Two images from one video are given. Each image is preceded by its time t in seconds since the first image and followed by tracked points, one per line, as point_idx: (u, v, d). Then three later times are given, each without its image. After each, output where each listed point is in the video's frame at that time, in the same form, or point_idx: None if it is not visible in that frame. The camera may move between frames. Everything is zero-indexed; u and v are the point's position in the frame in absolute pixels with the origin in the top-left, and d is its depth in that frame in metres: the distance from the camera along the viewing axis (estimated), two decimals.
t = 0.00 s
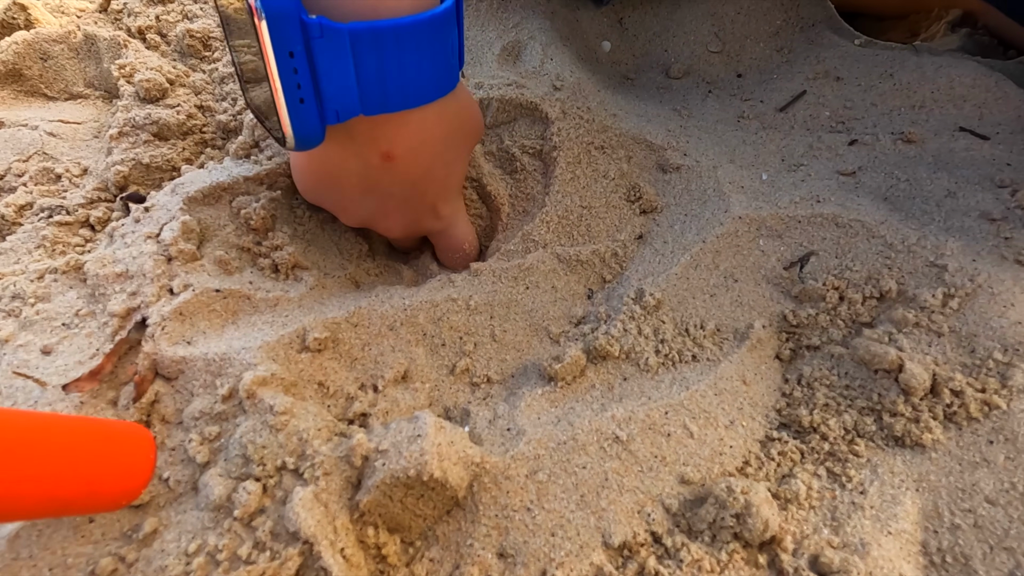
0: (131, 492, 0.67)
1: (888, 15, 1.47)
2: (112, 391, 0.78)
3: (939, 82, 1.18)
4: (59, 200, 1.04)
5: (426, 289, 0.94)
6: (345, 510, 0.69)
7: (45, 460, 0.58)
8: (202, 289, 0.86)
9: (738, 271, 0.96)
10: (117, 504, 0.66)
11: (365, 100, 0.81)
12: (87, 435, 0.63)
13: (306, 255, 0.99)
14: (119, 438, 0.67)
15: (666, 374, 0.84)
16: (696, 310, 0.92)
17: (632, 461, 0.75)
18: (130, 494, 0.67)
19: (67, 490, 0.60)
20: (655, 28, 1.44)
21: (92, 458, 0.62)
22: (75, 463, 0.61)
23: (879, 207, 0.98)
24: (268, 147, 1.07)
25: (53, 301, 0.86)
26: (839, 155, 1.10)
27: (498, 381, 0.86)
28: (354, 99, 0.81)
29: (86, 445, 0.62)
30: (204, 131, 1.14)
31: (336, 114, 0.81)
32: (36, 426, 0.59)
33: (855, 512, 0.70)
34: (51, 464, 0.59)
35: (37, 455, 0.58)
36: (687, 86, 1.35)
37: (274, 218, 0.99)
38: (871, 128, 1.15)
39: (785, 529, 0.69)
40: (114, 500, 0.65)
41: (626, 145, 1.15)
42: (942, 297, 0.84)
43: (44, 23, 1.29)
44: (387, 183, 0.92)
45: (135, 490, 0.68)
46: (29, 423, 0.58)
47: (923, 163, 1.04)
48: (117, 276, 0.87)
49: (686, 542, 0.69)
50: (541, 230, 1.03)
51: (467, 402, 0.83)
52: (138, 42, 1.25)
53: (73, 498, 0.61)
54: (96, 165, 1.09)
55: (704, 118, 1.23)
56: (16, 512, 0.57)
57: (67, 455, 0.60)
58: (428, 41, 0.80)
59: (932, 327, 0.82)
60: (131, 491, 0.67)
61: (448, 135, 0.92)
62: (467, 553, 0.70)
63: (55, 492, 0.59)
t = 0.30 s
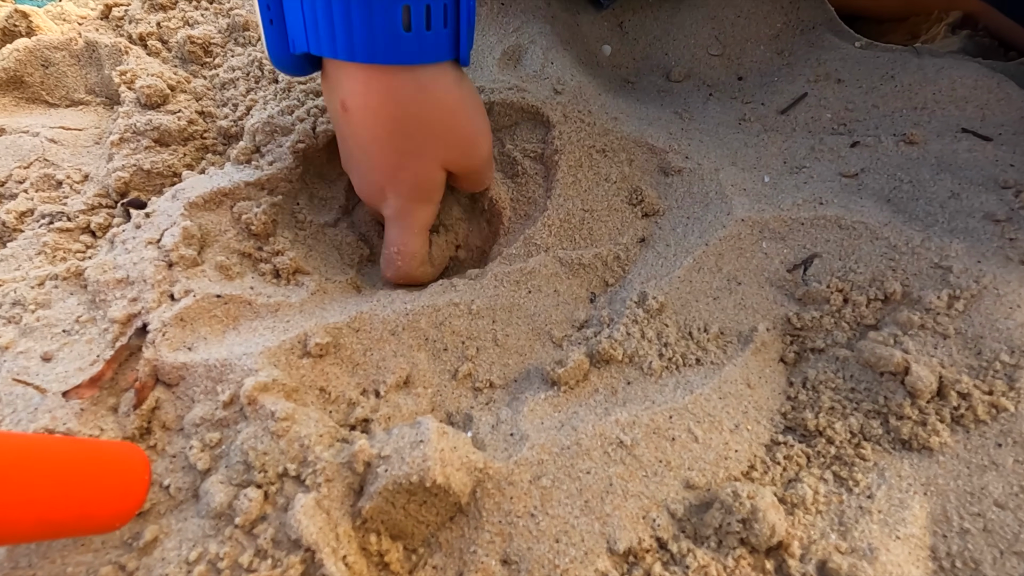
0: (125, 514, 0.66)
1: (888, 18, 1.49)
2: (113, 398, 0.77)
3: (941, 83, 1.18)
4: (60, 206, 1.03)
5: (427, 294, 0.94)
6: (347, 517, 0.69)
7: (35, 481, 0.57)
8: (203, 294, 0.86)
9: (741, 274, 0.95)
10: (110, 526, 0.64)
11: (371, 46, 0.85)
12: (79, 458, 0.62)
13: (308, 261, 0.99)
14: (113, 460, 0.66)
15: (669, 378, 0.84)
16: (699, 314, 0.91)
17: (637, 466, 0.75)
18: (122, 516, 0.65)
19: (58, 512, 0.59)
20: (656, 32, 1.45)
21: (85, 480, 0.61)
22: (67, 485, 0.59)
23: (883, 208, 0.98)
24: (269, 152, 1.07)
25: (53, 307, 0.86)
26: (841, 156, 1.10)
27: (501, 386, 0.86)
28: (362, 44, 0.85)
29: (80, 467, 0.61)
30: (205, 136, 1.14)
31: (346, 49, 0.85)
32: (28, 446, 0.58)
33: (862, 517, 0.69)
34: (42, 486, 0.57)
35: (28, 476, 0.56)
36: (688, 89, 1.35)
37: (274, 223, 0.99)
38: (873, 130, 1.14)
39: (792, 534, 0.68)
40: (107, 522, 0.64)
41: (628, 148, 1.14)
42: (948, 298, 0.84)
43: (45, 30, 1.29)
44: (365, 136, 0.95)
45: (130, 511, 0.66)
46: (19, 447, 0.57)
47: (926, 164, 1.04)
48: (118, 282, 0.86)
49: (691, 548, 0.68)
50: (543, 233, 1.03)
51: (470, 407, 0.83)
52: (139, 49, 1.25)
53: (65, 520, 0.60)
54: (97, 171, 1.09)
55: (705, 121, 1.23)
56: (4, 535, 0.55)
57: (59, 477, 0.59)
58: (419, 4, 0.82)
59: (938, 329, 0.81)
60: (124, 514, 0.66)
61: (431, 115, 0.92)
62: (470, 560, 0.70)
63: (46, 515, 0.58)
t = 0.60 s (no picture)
0: (132, 511, 0.66)
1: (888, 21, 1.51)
2: (115, 405, 0.77)
3: (943, 85, 1.17)
4: (62, 213, 1.03)
5: (430, 298, 0.94)
6: (350, 524, 0.68)
7: (51, 480, 0.57)
8: (205, 300, 0.85)
9: (745, 277, 0.95)
10: (118, 523, 0.65)
11: (438, 6, 0.91)
12: (90, 455, 0.62)
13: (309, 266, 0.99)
14: (120, 458, 0.66)
15: (673, 383, 0.83)
16: (702, 317, 0.91)
17: (641, 471, 0.74)
18: (130, 512, 0.66)
19: (72, 509, 0.59)
20: (656, 36, 1.47)
21: (96, 476, 0.61)
22: (80, 483, 0.59)
23: (886, 211, 0.98)
24: (271, 157, 1.07)
25: (56, 314, 0.86)
26: (843, 159, 1.09)
27: (504, 391, 0.85)
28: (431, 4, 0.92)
29: (91, 465, 0.61)
30: (207, 142, 1.14)
31: None
32: (42, 443, 0.58)
33: (870, 521, 0.69)
34: (58, 484, 0.57)
35: (45, 473, 0.56)
36: (689, 93, 1.35)
37: (276, 228, 1.00)
38: (875, 132, 1.14)
39: (799, 539, 0.68)
40: (115, 518, 0.64)
41: (629, 152, 1.14)
42: (953, 301, 0.83)
43: (48, 38, 1.29)
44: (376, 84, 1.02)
45: (136, 508, 0.67)
46: (35, 443, 0.57)
47: (929, 166, 1.03)
48: (120, 289, 0.86)
49: (697, 554, 0.68)
50: (545, 237, 1.04)
51: (473, 412, 0.83)
52: (141, 56, 1.25)
53: (77, 517, 0.60)
54: (99, 177, 1.09)
55: (707, 125, 1.23)
56: (20, 533, 0.55)
57: (71, 471, 0.59)
58: None
59: (943, 332, 0.81)
60: (131, 508, 0.66)
61: (410, 73, 0.93)
62: (474, 566, 0.69)
63: (60, 512, 0.58)
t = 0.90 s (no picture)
0: (135, 487, 0.68)
1: (886, 24, 1.53)
2: (115, 411, 0.77)
3: (941, 88, 1.18)
4: (63, 220, 1.03)
5: (429, 303, 0.94)
6: (349, 530, 0.68)
7: (45, 456, 0.59)
8: (205, 306, 0.85)
9: (745, 280, 0.95)
10: (121, 499, 0.67)
11: (416, 62, 0.88)
12: (88, 431, 0.64)
13: (309, 273, 0.99)
14: (121, 435, 0.67)
15: (674, 387, 0.83)
16: (703, 321, 0.90)
17: (642, 476, 0.74)
18: (132, 490, 0.67)
19: (68, 484, 0.61)
20: (655, 41, 1.48)
21: (94, 453, 0.63)
22: (76, 458, 0.61)
23: (886, 214, 0.98)
24: (271, 163, 1.07)
25: (56, 321, 0.86)
26: (842, 163, 1.09)
27: (504, 396, 0.85)
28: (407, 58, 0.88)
29: (88, 441, 0.63)
30: (207, 149, 1.14)
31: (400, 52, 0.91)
32: (37, 419, 0.60)
33: (872, 525, 0.68)
34: (53, 458, 0.59)
35: (37, 449, 0.58)
36: (688, 97, 1.35)
37: (276, 233, 1.00)
38: (874, 135, 1.14)
39: (800, 544, 0.67)
40: (118, 495, 0.66)
41: (629, 156, 1.15)
42: (953, 304, 0.83)
43: (49, 46, 1.30)
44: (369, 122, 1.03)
45: (139, 484, 0.69)
46: (28, 419, 0.59)
47: (928, 168, 1.03)
48: (120, 295, 0.86)
49: (699, 559, 0.68)
50: (545, 242, 1.04)
51: (473, 417, 0.82)
52: (141, 63, 1.25)
53: (75, 492, 0.62)
54: (100, 184, 1.09)
55: (706, 128, 1.23)
56: (16, 505, 0.57)
57: (67, 449, 0.61)
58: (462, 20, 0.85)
59: (944, 334, 0.81)
60: (134, 486, 0.68)
61: (389, 127, 0.93)
62: (474, 572, 0.69)
63: (57, 485, 0.60)
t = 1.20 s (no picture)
0: (139, 492, 0.67)
1: (889, 25, 1.53)
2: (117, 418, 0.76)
3: (947, 88, 1.17)
4: (65, 225, 1.03)
5: (434, 307, 0.93)
6: (355, 537, 0.67)
7: (48, 459, 0.58)
8: (208, 311, 0.85)
9: (751, 282, 0.94)
10: (124, 504, 0.66)
11: (418, 57, 0.93)
12: (92, 434, 0.63)
13: (313, 276, 0.98)
14: (123, 440, 0.67)
15: (681, 390, 0.82)
16: (710, 324, 0.90)
17: (651, 481, 0.73)
18: (136, 495, 0.67)
19: (70, 488, 0.60)
20: (658, 43, 1.47)
21: (97, 457, 0.62)
22: (78, 463, 0.61)
23: (893, 214, 0.97)
24: (274, 167, 1.06)
25: (58, 326, 0.85)
26: (848, 163, 1.08)
27: (510, 400, 0.84)
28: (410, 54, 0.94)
29: (90, 444, 0.63)
30: (210, 153, 1.14)
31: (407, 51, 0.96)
32: (38, 423, 0.59)
33: (885, 531, 0.68)
34: (56, 462, 0.59)
35: (39, 452, 0.58)
36: (691, 98, 1.34)
37: (279, 236, 0.99)
38: (880, 135, 1.13)
39: (813, 550, 0.66)
40: (120, 500, 0.65)
41: (633, 158, 1.14)
42: (964, 305, 0.82)
43: (51, 51, 1.30)
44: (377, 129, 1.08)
45: (142, 490, 0.68)
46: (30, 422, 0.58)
47: (936, 168, 1.02)
48: (122, 300, 0.86)
49: (710, 566, 0.67)
50: (550, 245, 1.02)
51: (479, 422, 0.81)
52: (143, 67, 1.25)
53: (78, 496, 0.61)
54: (102, 189, 1.09)
55: (710, 129, 1.23)
56: (18, 510, 0.57)
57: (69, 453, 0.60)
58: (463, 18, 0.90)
59: (955, 336, 0.80)
60: (138, 491, 0.67)
61: (391, 117, 0.97)
62: None
63: (59, 490, 0.59)
